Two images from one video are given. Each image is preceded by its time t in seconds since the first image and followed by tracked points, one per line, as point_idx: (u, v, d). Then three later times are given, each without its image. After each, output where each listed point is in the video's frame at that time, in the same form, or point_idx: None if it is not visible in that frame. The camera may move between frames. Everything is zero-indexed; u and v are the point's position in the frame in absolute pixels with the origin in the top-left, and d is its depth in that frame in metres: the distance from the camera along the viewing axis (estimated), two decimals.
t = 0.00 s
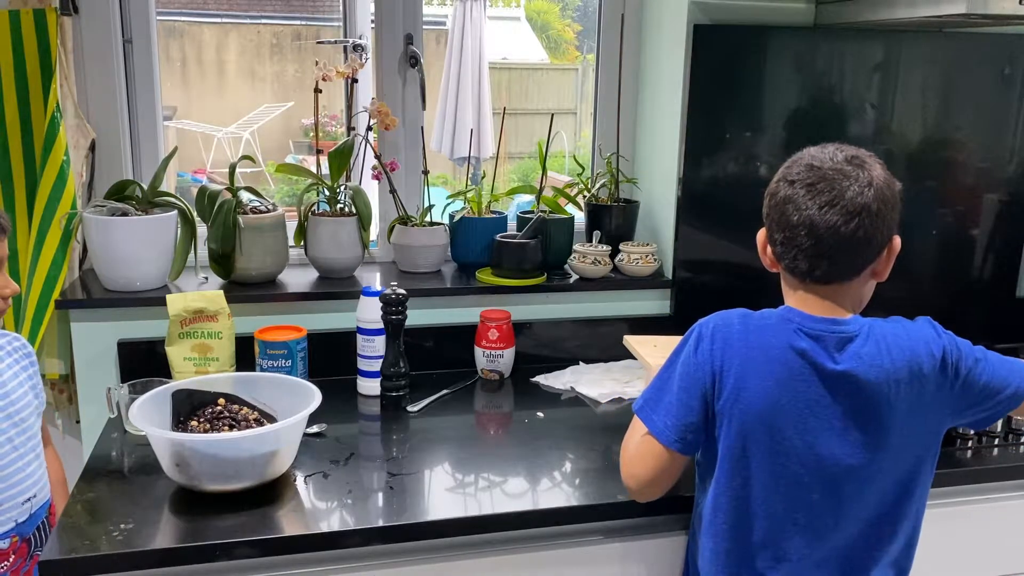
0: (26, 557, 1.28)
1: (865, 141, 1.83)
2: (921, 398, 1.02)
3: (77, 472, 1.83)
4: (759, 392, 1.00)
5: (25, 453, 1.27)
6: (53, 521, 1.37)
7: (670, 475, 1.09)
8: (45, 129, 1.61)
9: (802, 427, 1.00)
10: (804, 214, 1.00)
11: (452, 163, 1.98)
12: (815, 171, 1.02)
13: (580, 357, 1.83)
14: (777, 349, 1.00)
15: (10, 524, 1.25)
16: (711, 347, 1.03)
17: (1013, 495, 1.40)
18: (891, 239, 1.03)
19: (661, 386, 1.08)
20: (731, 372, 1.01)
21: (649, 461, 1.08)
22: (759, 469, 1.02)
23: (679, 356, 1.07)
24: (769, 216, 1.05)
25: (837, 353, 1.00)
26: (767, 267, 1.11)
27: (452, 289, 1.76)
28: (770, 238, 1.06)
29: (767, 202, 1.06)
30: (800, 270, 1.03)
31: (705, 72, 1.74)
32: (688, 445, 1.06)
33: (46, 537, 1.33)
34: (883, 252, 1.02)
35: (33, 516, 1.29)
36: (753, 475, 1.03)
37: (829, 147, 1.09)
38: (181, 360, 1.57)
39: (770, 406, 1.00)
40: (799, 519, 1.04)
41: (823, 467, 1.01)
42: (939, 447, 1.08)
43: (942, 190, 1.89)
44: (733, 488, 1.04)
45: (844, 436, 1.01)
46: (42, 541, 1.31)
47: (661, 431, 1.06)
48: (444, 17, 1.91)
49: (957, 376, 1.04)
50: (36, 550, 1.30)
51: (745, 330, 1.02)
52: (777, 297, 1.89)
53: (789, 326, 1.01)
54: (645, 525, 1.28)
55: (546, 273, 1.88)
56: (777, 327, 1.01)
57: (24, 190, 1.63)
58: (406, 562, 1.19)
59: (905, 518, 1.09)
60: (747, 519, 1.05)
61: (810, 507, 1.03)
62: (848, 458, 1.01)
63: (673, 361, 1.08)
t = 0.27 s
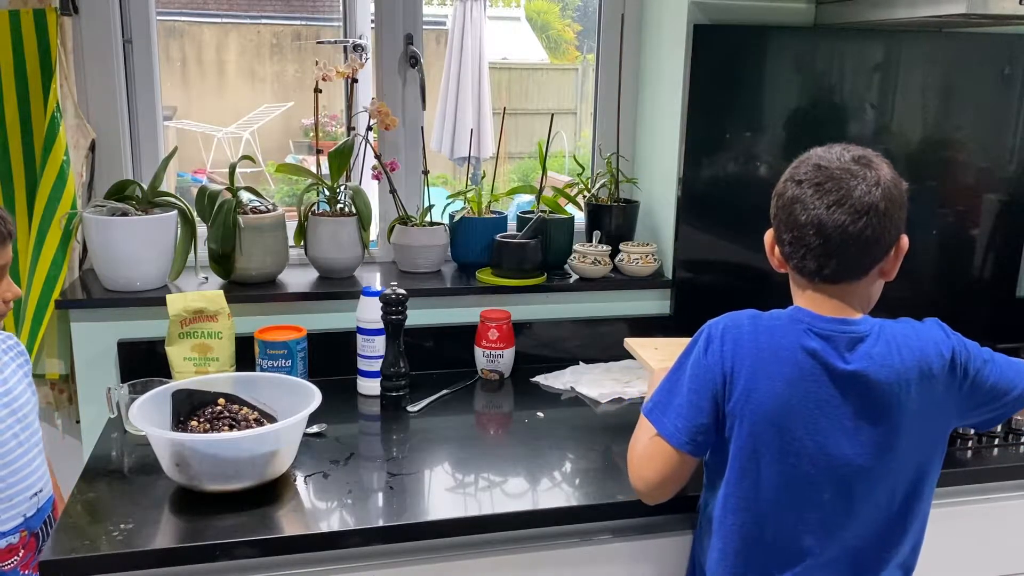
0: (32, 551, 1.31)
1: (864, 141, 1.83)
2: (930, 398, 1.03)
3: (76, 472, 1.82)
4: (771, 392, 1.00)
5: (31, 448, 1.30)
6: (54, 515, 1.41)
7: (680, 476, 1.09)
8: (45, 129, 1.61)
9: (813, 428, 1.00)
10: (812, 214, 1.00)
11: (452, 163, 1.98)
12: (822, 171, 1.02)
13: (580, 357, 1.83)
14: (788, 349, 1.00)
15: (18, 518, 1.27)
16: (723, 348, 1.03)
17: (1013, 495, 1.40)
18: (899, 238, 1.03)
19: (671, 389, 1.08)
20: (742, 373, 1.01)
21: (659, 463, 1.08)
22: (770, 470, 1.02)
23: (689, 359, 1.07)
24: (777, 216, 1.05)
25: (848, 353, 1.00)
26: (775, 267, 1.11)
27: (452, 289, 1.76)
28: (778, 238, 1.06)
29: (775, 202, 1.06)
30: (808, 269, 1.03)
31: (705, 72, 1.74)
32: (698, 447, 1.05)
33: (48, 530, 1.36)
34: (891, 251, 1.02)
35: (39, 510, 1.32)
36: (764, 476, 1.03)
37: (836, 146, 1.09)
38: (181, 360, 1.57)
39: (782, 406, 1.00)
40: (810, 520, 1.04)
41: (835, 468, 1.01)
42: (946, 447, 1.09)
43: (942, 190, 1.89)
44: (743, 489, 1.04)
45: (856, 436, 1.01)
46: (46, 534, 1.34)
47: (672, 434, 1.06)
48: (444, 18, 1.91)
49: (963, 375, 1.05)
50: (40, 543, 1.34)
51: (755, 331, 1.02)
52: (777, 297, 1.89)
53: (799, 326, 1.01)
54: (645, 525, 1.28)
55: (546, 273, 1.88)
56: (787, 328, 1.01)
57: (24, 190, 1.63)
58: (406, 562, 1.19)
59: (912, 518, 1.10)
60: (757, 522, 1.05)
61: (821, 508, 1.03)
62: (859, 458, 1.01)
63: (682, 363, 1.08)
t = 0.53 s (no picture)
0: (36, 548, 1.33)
1: (864, 141, 1.83)
2: (937, 398, 1.03)
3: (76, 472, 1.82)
4: (779, 393, 1.00)
5: (30, 446, 1.31)
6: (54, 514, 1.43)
7: (686, 477, 1.09)
8: (45, 129, 1.61)
9: (821, 428, 1.00)
10: (817, 214, 1.00)
11: (452, 163, 1.98)
12: (826, 172, 1.02)
13: (580, 357, 1.83)
14: (796, 350, 1.00)
15: (23, 515, 1.29)
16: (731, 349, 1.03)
17: (1013, 495, 1.40)
18: (904, 238, 1.03)
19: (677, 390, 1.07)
20: (749, 374, 1.01)
21: (665, 466, 1.08)
22: (778, 470, 1.02)
23: (695, 360, 1.06)
24: (782, 216, 1.05)
25: (855, 353, 1.00)
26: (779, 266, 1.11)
27: (452, 289, 1.76)
28: (783, 238, 1.06)
29: (780, 202, 1.06)
30: (813, 270, 1.03)
31: (706, 72, 1.74)
32: (706, 448, 1.05)
33: (50, 526, 1.37)
34: (896, 251, 1.02)
35: (41, 507, 1.33)
36: (771, 476, 1.03)
37: (839, 146, 1.09)
38: (181, 360, 1.56)
39: (790, 407, 1.00)
40: (817, 520, 1.04)
41: (842, 468, 1.01)
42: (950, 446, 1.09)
43: (942, 190, 1.89)
44: (750, 489, 1.04)
45: (864, 436, 1.01)
46: (48, 530, 1.36)
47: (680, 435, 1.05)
48: (444, 18, 1.91)
49: (968, 375, 1.06)
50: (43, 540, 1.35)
51: (762, 332, 1.02)
52: (777, 297, 1.89)
53: (806, 327, 1.01)
54: (645, 525, 1.28)
55: (546, 273, 1.88)
56: (794, 328, 1.01)
57: (24, 190, 1.63)
58: (406, 562, 1.19)
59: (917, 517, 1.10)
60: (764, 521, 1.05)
61: (827, 507, 1.03)
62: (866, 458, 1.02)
63: (688, 364, 1.07)
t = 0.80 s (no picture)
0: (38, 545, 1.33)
1: (864, 141, 1.83)
2: (939, 398, 1.03)
3: (76, 472, 1.82)
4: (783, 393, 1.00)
5: (27, 442, 1.31)
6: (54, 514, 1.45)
7: (687, 478, 1.08)
8: (45, 129, 1.61)
9: (824, 428, 1.00)
10: (818, 215, 1.00)
11: (452, 163, 1.98)
12: (827, 172, 1.02)
13: (580, 357, 1.83)
14: (799, 350, 1.00)
15: (25, 512, 1.29)
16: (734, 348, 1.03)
17: (1013, 494, 1.40)
18: (905, 237, 1.03)
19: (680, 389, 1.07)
20: (752, 373, 1.01)
21: (667, 465, 1.07)
22: (780, 470, 1.02)
23: (697, 360, 1.06)
24: (783, 217, 1.05)
25: (858, 353, 1.00)
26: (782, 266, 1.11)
27: (452, 289, 1.76)
28: (785, 239, 1.06)
29: (781, 203, 1.06)
30: (815, 270, 1.03)
31: (706, 72, 1.74)
32: (708, 447, 1.05)
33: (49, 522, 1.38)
34: (898, 250, 1.02)
35: (40, 502, 1.34)
36: (774, 476, 1.02)
37: (840, 146, 1.09)
38: (180, 360, 1.56)
39: (793, 407, 1.00)
40: (818, 520, 1.04)
41: (844, 467, 1.01)
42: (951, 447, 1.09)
43: (942, 190, 1.89)
44: (752, 489, 1.04)
45: (866, 435, 1.01)
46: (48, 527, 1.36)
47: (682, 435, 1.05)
48: (444, 18, 1.91)
49: (970, 376, 1.06)
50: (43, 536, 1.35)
51: (764, 331, 1.02)
52: (777, 297, 1.89)
53: (809, 326, 1.01)
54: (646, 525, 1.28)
55: (546, 273, 1.88)
56: (797, 328, 1.01)
57: (24, 190, 1.63)
58: (406, 562, 1.19)
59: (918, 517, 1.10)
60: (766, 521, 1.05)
61: (829, 507, 1.03)
62: (869, 458, 1.02)
63: (691, 363, 1.07)
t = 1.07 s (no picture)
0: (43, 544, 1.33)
1: (864, 141, 1.83)
2: (941, 398, 1.03)
3: (76, 472, 1.82)
4: (785, 392, 0.99)
5: (32, 441, 1.32)
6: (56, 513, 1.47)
7: (689, 476, 1.09)
8: (45, 129, 1.61)
9: (827, 427, 1.00)
10: (819, 215, 1.00)
11: (452, 163, 1.98)
12: (829, 173, 1.02)
13: (580, 357, 1.83)
14: (802, 349, 1.00)
15: (31, 511, 1.29)
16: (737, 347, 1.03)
17: (1013, 494, 1.40)
18: (907, 237, 1.03)
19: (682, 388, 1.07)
20: (755, 372, 1.01)
21: (670, 464, 1.08)
22: (782, 469, 1.02)
23: (699, 359, 1.06)
24: (785, 217, 1.05)
25: (861, 353, 1.00)
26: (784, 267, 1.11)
27: (453, 289, 1.76)
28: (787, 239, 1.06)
29: (783, 203, 1.06)
30: (817, 271, 1.03)
31: (705, 72, 1.74)
32: (710, 446, 1.05)
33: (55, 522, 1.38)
34: (900, 251, 1.02)
35: (46, 502, 1.34)
36: (776, 475, 1.02)
37: (842, 146, 1.08)
38: (180, 360, 1.56)
39: (796, 406, 0.99)
40: (820, 519, 1.04)
41: (847, 466, 1.01)
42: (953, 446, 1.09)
43: (942, 190, 1.88)
44: (754, 488, 1.04)
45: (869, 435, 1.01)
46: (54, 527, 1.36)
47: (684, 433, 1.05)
48: (444, 18, 1.91)
49: (972, 377, 1.06)
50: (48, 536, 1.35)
51: (767, 330, 1.02)
52: (777, 296, 1.89)
53: (811, 326, 1.01)
54: (646, 525, 1.28)
55: (546, 273, 1.88)
56: (799, 328, 1.01)
57: (24, 190, 1.63)
58: (406, 562, 1.19)
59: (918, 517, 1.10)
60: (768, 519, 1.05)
61: (831, 506, 1.03)
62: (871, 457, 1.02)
63: (693, 362, 1.07)
